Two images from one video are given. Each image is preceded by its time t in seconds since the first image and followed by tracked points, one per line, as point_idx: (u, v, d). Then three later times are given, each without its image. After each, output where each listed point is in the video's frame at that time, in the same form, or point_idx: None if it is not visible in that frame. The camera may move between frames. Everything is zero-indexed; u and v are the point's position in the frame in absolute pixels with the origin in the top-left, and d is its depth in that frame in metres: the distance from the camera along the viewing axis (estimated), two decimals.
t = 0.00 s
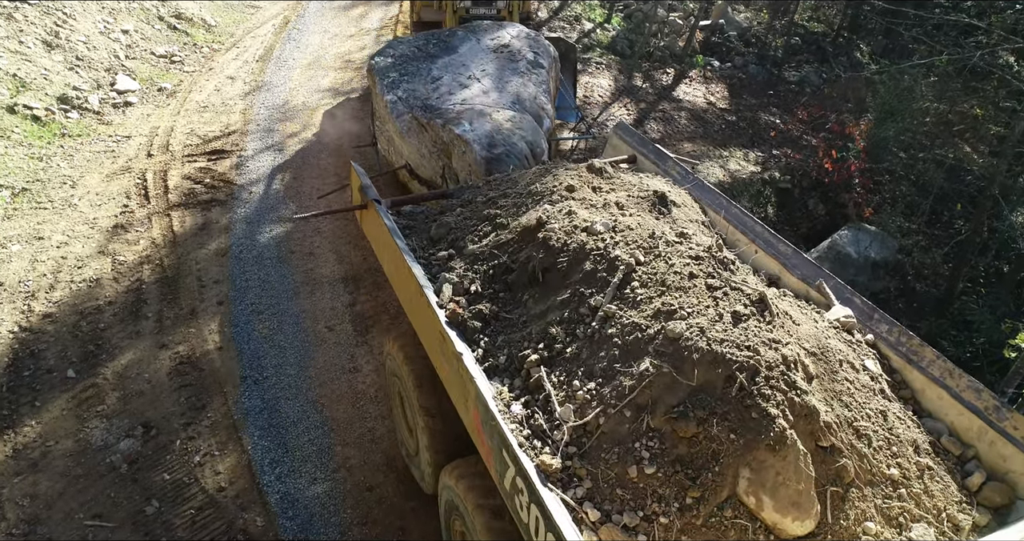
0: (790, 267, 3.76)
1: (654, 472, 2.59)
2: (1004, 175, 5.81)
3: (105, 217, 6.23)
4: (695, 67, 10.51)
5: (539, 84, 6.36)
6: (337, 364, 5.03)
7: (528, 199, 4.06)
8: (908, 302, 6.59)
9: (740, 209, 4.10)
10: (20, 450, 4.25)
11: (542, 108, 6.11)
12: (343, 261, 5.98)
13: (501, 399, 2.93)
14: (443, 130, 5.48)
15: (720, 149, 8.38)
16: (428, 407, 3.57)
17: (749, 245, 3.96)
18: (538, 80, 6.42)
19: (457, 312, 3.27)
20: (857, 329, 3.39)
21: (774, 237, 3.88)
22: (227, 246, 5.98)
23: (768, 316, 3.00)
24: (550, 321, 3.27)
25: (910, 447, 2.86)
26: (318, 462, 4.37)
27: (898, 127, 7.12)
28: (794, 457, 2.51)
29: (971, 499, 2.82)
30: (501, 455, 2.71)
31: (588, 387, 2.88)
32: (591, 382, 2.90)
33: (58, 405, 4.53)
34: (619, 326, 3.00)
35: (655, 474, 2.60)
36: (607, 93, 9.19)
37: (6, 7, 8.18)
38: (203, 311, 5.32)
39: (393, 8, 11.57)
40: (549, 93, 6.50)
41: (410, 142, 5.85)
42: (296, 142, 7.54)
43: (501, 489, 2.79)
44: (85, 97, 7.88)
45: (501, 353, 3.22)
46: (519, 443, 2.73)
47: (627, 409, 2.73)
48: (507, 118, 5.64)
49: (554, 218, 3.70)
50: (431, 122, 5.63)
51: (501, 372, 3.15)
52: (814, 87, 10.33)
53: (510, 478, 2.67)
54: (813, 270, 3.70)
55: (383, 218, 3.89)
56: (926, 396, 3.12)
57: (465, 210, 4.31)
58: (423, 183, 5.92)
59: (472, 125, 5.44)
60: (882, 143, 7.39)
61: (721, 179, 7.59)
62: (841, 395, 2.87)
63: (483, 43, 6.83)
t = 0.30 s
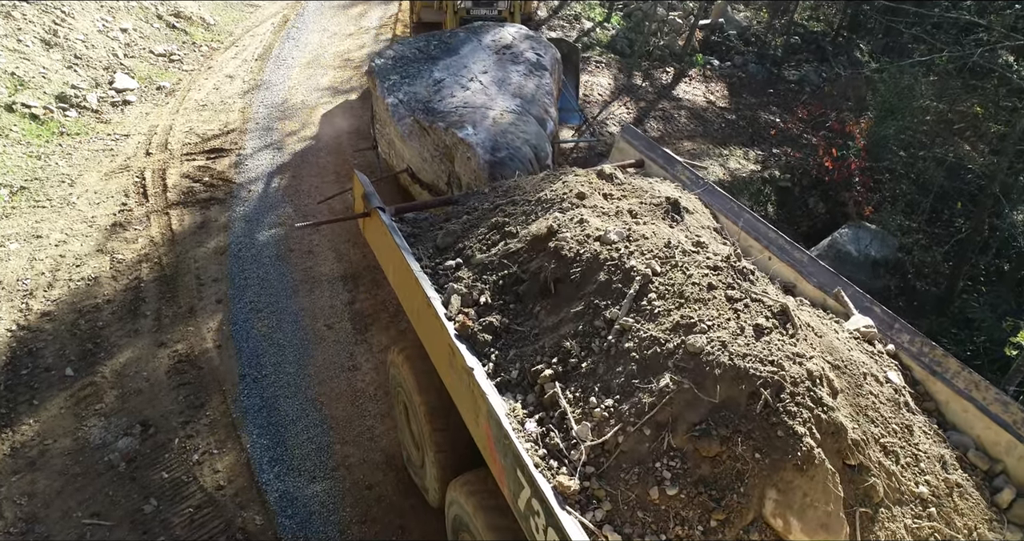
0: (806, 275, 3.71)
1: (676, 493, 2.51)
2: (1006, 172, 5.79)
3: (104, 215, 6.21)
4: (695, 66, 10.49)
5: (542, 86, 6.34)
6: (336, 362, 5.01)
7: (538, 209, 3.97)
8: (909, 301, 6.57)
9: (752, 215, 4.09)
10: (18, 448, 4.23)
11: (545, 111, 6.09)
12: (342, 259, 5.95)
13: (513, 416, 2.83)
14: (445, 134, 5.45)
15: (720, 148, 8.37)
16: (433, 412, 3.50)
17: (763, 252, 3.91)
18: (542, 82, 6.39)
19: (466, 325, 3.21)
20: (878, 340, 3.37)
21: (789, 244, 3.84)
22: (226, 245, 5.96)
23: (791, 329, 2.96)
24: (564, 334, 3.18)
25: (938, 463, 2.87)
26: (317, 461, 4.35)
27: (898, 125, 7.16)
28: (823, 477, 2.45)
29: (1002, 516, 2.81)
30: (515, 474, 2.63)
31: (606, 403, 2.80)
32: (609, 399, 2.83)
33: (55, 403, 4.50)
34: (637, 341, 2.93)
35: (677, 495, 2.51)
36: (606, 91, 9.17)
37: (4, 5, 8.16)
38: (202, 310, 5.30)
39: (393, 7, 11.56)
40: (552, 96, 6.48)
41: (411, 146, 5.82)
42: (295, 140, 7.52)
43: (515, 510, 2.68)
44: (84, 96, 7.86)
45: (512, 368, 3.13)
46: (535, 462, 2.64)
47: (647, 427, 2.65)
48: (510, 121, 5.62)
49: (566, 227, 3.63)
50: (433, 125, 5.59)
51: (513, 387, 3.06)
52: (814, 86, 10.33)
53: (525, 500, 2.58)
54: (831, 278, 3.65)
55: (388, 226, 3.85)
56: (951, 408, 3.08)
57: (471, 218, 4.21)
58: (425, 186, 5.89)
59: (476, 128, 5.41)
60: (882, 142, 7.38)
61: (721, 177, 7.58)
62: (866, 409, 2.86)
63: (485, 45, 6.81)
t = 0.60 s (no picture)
0: (823, 283, 3.75)
1: (702, 516, 2.50)
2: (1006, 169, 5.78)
3: (102, 214, 6.19)
4: (695, 65, 10.47)
5: (545, 89, 6.33)
6: (336, 360, 5.00)
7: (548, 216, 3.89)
8: (909, 299, 6.55)
9: (763, 220, 4.11)
10: (16, 447, 4.21)
11: (548, 114, 6.09)
12: (341, 258, 5.93)
13: (531, 436, 2.81)
14: (447, 137, 5.40)
15: (720, 146, 8.37)
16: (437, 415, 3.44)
17: (777, 259, 3.95)
18: (545, 84, 6.38)
19: (478, 338, 3.16)
20: (900, 350, 3.41)
21: (806, 252, 3.87)
22: (226, 243, 5.95)
23: (816, 342, 2.97)
24: (579, 348, 3.15)
25: (967, 479, 2.86)
26: (317, 459, 4.34)
27: (898, 123, 7.15)
28: (852, 498, 2.48)
29: None
30: (531, 495, 2.59)
31: (627, 420, 2.79)
32: (628, 416, 2.81)
33: (54, 402, 4.49)
34: (656, 356, 2.91)
35: (703, 518, 2.51)
36: (607, 89, 9.14)
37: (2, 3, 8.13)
38: (201, 308, 5.28)
39: (392, 6, 11.56)
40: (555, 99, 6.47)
41: (412, 149, 5.73)
42: (296, 138, 7.52)
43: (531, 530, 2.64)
44: (82, 94, 7.83)
45: (526, 384, 3.09)
46: (554, 484, 2.61)
47: (669, 447, 2.64)
48: (513, 124, 5.63)
49: (579, 235, 3.57)
50: (436, 129, 5.53)
51: (527, 402, 3.02)
52: (814, 84, 10.33)
53: (543, 522, 2.52)
54: (849, 286, 3.68)
55: (392, 232, 3.81)
56: (977, 421, 3.11)
57: (479, 223, 4.15)
58: (428, 191, 5.78)
59: (479, 131, 5.39)
60: (883, 140, 7.37)
61: (721, 176, 7.57)
62: (894, 426, 2.87)
63: (487, 46, 6.77)
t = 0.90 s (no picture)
0: (840, 291, 3.58)
1: None
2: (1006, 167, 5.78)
3: (101, 212, 6.18)
4: (694, 64, 10.44)
5: (550, 91, 6.30)
6: (336, 359, 4.99)
7: (559, 225, 3.83)
8: (908, 298, 6.54)
9: (780, 227, 3.99)
10: (14, 446, 4.19)
11: (554, 117, 6.06)
12: (341, 256, 5.93)
13: (547, 456, 2.72)
14: (451, 141, 5.39)
15: (720, 145, 8.36)
16: (439, 416, 3.38)
17: (792, 266, 3.79)
18: (550, 86, 6.35)
19: (490, 353, 3.04)
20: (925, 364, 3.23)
21: (823, 259, 3.68)
22: (225, 241, 5.94)
23: (843, 357, 2.86)
24: (596, 364, 3.07)
25: (999, 498, 2.74)
26: (317, 458, 4.32)
27: (898, 123, 7.16)
28: (887, 522, 2.39)
29: None
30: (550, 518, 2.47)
31: (649, 439, 2.72)
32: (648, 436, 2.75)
33: (52, 400, 4.47)
34: (678, 372, 2.85)
35: None
36: (606, 88, 9.12)
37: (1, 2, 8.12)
38: (200, 307, 5.27)
39: (392, 5, 11.56)
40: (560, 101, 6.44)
41: (415, 153, 5.70)
42: (295, 137, 7.50)
43: None
44: (81, 93, 7.82)
45: (541, 400, 3.01)
46: (574, 507, 2.56)
47: (694, 468, 2.58)
48: (516, 128, 5.60)
49: (594, 246, 3.50)
50: (438, 132, 5.51)
51: (542, 420, 2.94)
52: (814, 84, 10.33)
53: None
54: (870, 296, 3.49)
55: (397, 240, 3.73)
56: (1005, 435, 2.96)
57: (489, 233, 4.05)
58: (430, 194, 5.72)
59: (483, 136, 5.36)
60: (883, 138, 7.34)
61: (721, 175, 7.56)
62: (924, 443, 2.74)
63: (491, 48, 6.75)
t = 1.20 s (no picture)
0: (858, 302, 3.54)
1: None
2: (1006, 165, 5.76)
3: (100, 211, 6.17)
4: (694, 63, 10.42)
5: (553, 94, 6.29)
6: (335, 358, 4.98)
7: (572, 235, 3.78)
8: (909, 297, 6.53)
9: (795, 235, 3.94)
10: (13, 445, 4.18)
11: (558, 121, 6.06)
12: (341, 255, 5.90)
13: (564, 478, 2.70)
14: (454, 147, 5.36)
15: (720, 144, 8.35)
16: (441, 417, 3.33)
17: (809, 276, 3.75)
18: (553, 89, 6.34)
19: (502, 370, 3.00)
20: (949, 378, 3.23)
21: (839, 268, 3.65)
22: (224, 240, 5.93)
23: (872, 376, 2.83)
24: (614, 382, 3.02)
25: None
26: (316, 457, 4.31)
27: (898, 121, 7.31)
28: None
29: None
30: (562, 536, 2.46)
31: (674, 462, 2.68)
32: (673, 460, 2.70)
33: (51, 399, 4.46)
34: (700, 392, 2.80)
35: None
36: (606, 88, 9.11)
37: None
38: (199, 305, 5.26)
39: (392, 5, 11.55)
40: (564, 104, 6.43)
41: (418, 158, 5.67)
42: (295, 136, 7.48)
43: None
44: (80, 92, 7.80)
45: (557, 419, 2.97)
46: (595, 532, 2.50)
47: (720, 492, 2.56)
48: (520, 133, 5.58)
49: (608, 258, 3.45)
50: (441, 137, 5.49)
51: (558, 441, 2.91)
52: (814, 84, 10.33)
53: None
54: (890, 307, 3.46)
55: (403, 248, 3.69)
56: None
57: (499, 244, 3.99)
58: (434, 200, 5.69)
59: (487, 140, 5.34)
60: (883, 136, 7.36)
61: (721, 174, 7.56)
62: (955, 463, 2.75)
63: (493, 50, 6.73)
